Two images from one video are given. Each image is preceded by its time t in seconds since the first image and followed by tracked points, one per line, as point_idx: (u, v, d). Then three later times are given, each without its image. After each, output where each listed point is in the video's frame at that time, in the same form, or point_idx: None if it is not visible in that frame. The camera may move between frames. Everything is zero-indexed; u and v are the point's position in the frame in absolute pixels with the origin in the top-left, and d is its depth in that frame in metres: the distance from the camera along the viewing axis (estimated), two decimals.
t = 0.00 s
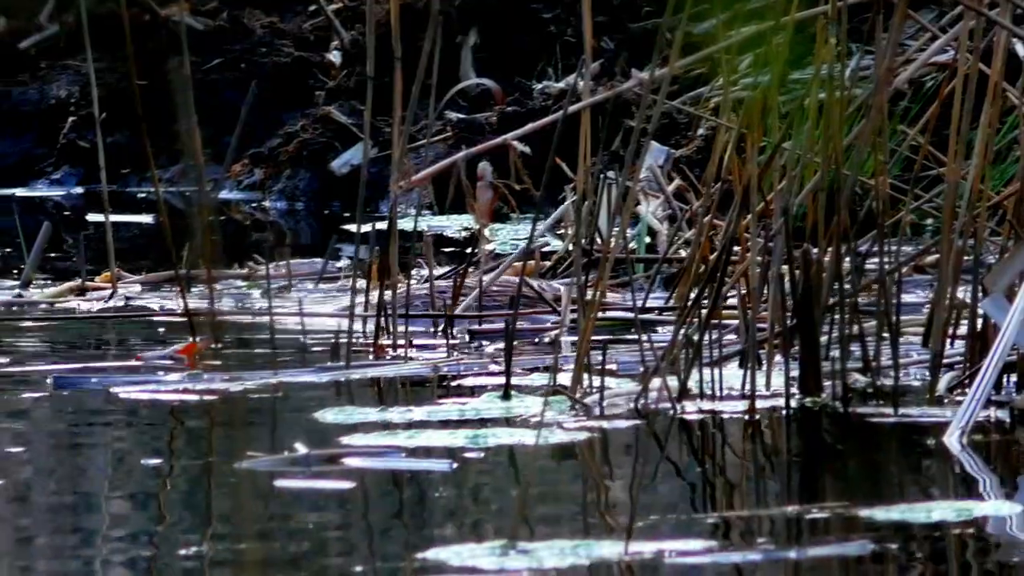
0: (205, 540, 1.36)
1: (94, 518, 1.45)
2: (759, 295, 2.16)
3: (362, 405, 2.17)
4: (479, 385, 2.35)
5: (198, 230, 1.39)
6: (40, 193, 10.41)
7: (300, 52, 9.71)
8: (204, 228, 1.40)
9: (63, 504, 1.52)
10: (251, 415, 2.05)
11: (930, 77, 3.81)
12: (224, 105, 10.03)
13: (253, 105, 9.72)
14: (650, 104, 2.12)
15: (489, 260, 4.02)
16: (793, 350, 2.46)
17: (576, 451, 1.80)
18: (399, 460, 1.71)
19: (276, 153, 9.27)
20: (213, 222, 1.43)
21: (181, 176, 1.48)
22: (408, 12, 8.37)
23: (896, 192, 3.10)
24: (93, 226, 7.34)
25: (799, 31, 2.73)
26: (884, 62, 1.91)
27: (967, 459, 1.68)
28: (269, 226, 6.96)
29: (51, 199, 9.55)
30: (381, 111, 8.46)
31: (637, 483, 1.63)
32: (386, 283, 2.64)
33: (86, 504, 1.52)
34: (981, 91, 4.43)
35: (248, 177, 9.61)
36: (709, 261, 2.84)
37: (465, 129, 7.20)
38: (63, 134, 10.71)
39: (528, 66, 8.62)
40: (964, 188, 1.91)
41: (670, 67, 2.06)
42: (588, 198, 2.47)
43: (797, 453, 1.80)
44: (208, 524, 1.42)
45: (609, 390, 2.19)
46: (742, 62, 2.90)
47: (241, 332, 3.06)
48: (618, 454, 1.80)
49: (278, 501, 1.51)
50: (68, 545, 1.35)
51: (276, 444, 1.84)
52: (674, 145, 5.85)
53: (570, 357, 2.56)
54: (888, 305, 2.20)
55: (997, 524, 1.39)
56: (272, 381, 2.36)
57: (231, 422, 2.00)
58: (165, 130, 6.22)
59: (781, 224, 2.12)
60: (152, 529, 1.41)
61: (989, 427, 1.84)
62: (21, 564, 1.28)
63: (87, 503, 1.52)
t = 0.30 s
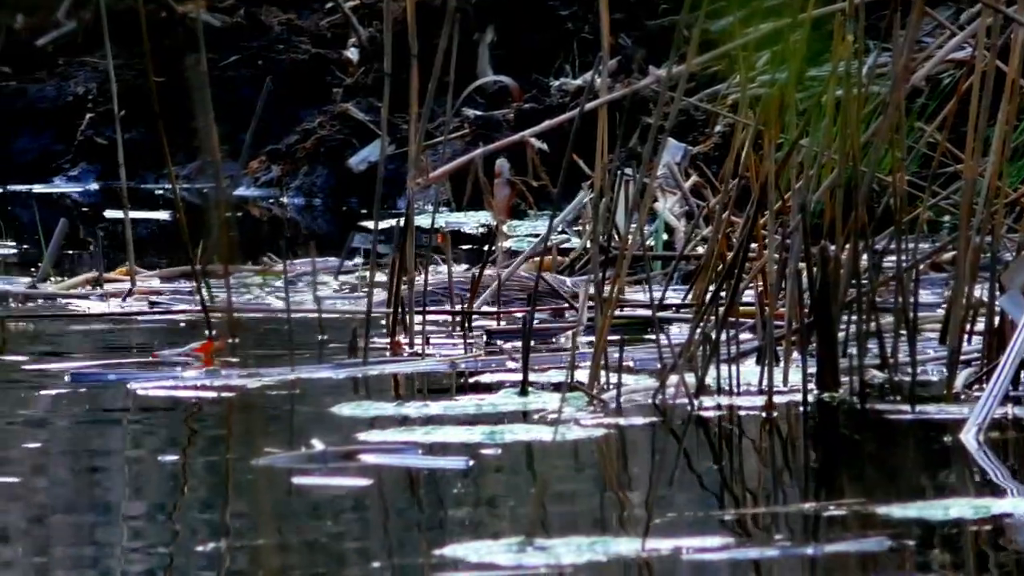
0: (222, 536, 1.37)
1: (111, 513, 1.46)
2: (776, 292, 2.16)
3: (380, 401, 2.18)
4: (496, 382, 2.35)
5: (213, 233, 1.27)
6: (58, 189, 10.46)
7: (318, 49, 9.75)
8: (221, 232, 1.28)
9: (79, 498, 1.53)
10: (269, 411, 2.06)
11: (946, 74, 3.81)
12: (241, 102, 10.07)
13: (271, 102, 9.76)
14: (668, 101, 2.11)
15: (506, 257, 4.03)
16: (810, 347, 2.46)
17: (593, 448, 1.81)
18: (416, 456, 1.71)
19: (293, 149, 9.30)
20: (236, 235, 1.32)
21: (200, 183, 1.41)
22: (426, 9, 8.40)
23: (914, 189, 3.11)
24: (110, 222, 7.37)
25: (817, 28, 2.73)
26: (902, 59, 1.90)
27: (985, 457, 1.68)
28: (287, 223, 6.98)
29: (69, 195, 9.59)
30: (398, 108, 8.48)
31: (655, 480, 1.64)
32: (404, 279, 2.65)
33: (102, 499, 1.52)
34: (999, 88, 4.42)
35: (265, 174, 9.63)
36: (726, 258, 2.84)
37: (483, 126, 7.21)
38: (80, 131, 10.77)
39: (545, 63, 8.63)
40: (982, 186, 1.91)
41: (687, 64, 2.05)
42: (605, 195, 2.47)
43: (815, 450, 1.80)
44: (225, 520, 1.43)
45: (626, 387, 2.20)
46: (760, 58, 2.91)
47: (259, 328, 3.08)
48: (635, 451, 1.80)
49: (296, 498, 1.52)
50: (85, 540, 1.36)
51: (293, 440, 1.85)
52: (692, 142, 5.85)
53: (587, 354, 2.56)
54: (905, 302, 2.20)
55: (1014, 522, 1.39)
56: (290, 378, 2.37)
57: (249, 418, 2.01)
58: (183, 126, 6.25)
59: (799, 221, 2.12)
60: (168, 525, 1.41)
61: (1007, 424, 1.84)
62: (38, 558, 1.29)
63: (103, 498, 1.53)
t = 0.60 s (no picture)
0: (236, 534, 1.38)
1: (127, 511, 1.47)
2: (792, 289, 2.16)
3: (395, 399, 2.19)
4: (511, 379, 2.36)
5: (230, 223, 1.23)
6: (73, 187, 10.49)
7: (333, 46, 9.79)
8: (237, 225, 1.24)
9: (94, 495, 1.54)
10: (286, 410, 2.07)
11: (962, 72, 3.80)
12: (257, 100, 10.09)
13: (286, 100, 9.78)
14: (683, 97, 2.10)
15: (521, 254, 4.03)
16: (826, 345, 2.46)
17: (608, 446, 1.81)
18: (430, 454, 1.72)
19: (309, 147, 9.32)
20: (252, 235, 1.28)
21: (213, 182, 1.41)
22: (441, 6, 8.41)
23: (929, 185, 3.10)
24: (125, 220, 7.39)
25: (832, 25, 2.73)
26: (917, 56, 1.90)
27: (1000, 453, 1.68)
28: (303, 220, 6.99)
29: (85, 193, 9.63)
30: (413, 105, 8.49)
31: (671, 477, 1.64)
32: (419, 277, 2.65)
33: (117, 496, 1.53)
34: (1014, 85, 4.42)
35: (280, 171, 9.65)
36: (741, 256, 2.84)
37: (498, 124, 7.22)
38: (95, 129, 10.80)
39: (559, 60, 8.65)
40: (996, 182, 1.91)
41: (703, 61, 2.05)
42: (621, 191, 2.47)
43: (831, 448, 1.81)
44: (241, 518, 1.44)
45: (642, 384, 2.20)
46: (775, 55, 2.91)
47: (275, 326, 3.09)
48: (650, 448, 1.80)
49: (311, 495, 1.53)
50: (100, 537, 1.37)
51: (308, 437, 1.86)
52: (707, 139, 5.85)
53: (602, 352, 2.57)
54: (920, 298, 2.19)
55: None
56: (306, 375, 2.38)
57: (265, 415, 2.02)
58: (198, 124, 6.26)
59: (814, 218, 2.12)
60: (182, 522, 1.42)
61: (1023, 422, 1.84)
62: (53, 554, 1.30)
63: (117, 495, 1.54)
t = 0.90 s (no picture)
0: (251, 531, 1.38)
1: (141, 508, 1.48)
2: (806, 287, 2.16)
3: (409, 396, 2.19)
4: (524, 377, 2.36)
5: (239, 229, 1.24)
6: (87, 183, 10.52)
7: (347, 44, 9.82)
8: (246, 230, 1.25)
9: (108, 492, 1.55)
10: (300, 407, 2.08)
11: (977, 70, 3.80)
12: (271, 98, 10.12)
13: (301, 98, 9.79)
14: (697, 95, 2.10)
15: (535, 252, 4.04)
16: (839, 342, 2.46)
17: (622, 443, 1.82)
18: (443, 452, 1.72)
19: (322, 144, 9.33)
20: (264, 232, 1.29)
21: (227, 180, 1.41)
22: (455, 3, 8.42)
23: (943, 182, 3.10)
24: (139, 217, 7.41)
25: (846, 23, 2.73)
26: (931, 53, 1.90)
27: (1014, 451, 1.68)
28: (317, 217, 7.00)
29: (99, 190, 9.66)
30: (427, 103, 8.50)
31: (684, 474, 1.64)
32: (433, 275, 2.66)
33: (130, 493, 1.54)
34: None
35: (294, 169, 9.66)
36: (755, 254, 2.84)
37: (512, 122, 7.23)
38: (109, 126, 10.83)
39: (573, 58, 8.65)
40: (1011, 180, 1.91)
41: (717, 58, 2.05)
42: (635, 188, 2.47)
43: (845, 445, 1.81)
44: (254, 515, 1.45)
45: (655, 382, 2.20)
46: (790, 52, 2.91)
47: (289, 323, 3.09)
48: (664, 445, 1.81)
49: (324, 492, 1.53)
50: (113, 533, 1.37)
51: (321, 435, 1.87)
52: (721, 137, 5.85)
53: (616, 349, 2.57)
54: (933, 296, 2.19)
55: None
56: (320, 373, 2.39)
57: (279, 413, 2.03)
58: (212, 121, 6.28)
59: (827, 215, 2.11)
60: (196, 519, 1.43)
61: None
62: (67, 551, 1.31)
63: (131, 490, 1.54)
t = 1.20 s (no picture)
0: (263, 531, 1.39)
1: (154, 507, 1.48)
2: (818, 285, 2.16)
3: (421, 394, 2.20)
4: (536, 375, 2.37)
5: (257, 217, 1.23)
6: (99, 182, 10.55)
7: (359, 42, 9.86)
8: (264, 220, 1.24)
9: (120, 491, 1.55)
10: (313, 405, 2.08)
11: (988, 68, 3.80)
12: (283, 97, 10.14)
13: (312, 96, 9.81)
14: (710, 94, 2.09)
15: (547, 250, 4.04)
16: (851, 340, 2.46)
17: (633, 442, 1.82)
18: (455, 450, 1.73)
19: (335, 142, 9.35)
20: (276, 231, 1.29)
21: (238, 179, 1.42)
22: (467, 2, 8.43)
23: (955, 180, 3.10)
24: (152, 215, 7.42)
25: (859, 21, 2.73)
26: (943, 51, 1.90)
27: None
28: (328, 216, 7.01)
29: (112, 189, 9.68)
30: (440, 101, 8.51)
31: (696, 473, 1.65)
32: (445, 273, 2.67)
33: (143, 493, 1.55)
34: None
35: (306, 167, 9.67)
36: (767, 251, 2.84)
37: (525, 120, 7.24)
38: (122, 125, 10.85)
39: (586, 56, 8.66)
40: None
41: (729, 57, 2.05)
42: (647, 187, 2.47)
43: (858, 444, 1.81)
44: (267, 514, 1.45)
45: (667, 380, 2.20)
46: (803, 51, 2.91)
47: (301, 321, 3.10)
48: (676, 444, 1.81)
49: (336, 491, 1.54)
50: (126, 533, 1.38)
51: (333, 434, 1.88)
52: (733, 135, 5.85)
53: (629, 348, 2.57)
54: (946, 295, 2.19)
55: None
56: (333, 371, 2.39)
57: (292, 411, 2.03)
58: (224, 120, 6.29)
59: (840, 214, 2.11)
60: (209, 519, 1.44)
61: None
62: (79, 551, 1.32)
63: (144, 490, 1.55)
